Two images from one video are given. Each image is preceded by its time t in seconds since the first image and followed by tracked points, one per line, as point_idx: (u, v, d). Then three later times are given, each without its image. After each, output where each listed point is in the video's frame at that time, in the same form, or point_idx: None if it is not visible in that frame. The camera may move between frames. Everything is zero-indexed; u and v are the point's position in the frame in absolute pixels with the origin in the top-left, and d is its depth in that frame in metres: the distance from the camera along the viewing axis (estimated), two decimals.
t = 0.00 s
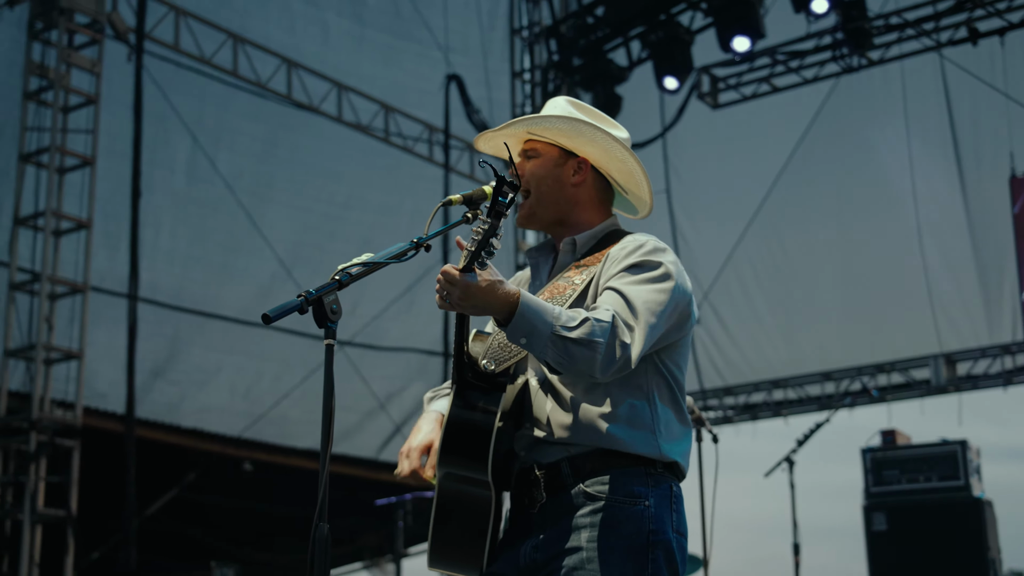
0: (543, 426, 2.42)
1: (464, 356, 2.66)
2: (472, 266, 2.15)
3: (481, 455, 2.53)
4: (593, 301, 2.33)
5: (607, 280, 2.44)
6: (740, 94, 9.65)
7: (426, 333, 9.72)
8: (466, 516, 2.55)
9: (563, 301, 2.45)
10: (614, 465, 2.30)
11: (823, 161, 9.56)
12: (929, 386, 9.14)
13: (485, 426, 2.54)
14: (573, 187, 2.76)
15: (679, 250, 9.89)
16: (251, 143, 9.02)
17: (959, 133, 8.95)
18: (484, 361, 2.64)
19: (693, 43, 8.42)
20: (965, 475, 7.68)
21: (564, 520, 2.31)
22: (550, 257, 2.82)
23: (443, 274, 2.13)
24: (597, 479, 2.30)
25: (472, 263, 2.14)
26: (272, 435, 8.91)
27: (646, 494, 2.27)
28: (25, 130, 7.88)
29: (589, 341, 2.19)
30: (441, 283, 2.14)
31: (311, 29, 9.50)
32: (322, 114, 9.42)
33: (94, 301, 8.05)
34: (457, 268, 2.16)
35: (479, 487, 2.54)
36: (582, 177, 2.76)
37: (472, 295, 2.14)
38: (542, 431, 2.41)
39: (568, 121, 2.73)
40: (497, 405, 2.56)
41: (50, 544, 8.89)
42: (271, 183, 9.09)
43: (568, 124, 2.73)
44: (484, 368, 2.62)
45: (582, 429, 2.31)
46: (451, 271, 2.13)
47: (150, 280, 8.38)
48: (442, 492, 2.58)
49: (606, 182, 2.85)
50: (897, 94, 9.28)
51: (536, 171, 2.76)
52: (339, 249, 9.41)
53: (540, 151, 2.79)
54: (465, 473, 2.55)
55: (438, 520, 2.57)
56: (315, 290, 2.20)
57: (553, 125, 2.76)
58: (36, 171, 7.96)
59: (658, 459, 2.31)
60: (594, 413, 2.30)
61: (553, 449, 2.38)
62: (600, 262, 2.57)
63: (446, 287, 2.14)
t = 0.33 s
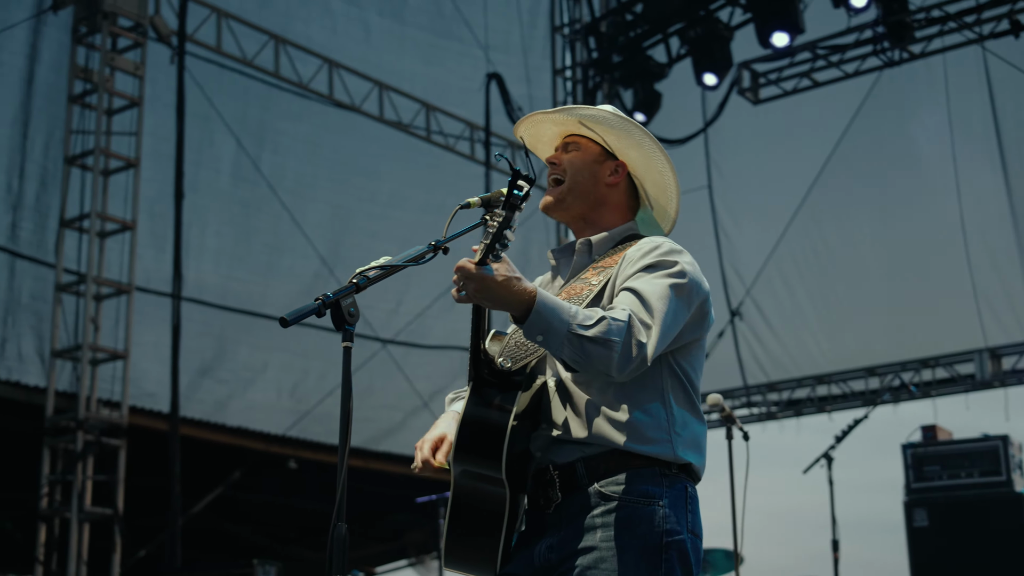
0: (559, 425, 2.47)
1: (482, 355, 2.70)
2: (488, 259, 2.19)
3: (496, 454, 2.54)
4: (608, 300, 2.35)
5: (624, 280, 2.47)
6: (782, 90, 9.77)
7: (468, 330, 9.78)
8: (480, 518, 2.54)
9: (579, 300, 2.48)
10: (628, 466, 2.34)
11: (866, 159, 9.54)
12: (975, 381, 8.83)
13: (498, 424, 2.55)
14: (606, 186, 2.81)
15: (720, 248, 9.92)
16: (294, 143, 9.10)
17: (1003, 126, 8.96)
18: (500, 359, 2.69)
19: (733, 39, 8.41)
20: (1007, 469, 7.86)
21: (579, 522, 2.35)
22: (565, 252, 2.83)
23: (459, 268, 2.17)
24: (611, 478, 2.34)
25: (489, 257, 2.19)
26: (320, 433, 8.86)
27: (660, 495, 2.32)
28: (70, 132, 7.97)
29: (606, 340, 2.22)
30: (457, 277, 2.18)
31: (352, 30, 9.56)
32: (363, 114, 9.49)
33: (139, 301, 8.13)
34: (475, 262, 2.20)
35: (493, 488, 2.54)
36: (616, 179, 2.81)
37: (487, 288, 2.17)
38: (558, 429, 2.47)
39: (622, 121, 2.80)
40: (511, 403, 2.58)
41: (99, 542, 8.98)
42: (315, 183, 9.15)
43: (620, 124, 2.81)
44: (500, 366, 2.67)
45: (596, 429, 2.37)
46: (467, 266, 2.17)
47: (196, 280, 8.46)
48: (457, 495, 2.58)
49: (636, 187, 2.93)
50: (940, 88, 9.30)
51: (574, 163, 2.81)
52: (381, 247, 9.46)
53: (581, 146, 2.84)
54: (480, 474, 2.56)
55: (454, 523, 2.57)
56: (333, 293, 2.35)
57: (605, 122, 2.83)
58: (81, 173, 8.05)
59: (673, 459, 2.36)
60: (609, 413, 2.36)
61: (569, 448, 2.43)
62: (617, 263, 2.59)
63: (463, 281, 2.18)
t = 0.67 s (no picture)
0: (581, 422, 2.48)
1: (510, 349, 2.67)
2: (528, 252, 2.22)
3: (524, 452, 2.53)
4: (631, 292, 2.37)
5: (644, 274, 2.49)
6: (821, 84, 9.67)
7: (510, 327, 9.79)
8: (500, 512, 2.53)
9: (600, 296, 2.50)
10: (652, 463, 2.36)
11: (905, 153, 9.47)
12: (1018, 375, 8.81)
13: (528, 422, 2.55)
14: (613, 187, 2.80)
15: (763, 249, 9.98)
16: (334, 142, 9.14)
17: None
18: (528, 353, 2.66)
19: (770, 33, 8.37)
20: None
21: (602, 520, 2.38)
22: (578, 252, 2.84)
23: (498, 258, 2.21)
24: (635, 475, 2.37)
25: (529, 249, 2.21)
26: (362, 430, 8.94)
27: (684, 491, 2.34)
28: (112, 134, 8.04)
29: (638, 330, 2.24)
30: (496, 267, 2.21)
31: (391, 30, 9.60)
32: (403, 112, 9.52)
33: (183, 300, 8.20)
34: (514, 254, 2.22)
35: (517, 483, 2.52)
36: (621, 178, 2.81)
37: (525, 280, 2.20)
38: (580, 425, 2.48)
39: (618, 122, 2.77)
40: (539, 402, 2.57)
41: (144, 539, 9.07)
42: (356, 181, 9.19)
43: (617, 126, 2.77)
44: (529, 360, 2.63)
45: (621, 424, 2.39)
46: (506, 254, 2.21)
47: (239, 279, 8.53)
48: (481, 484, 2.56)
49: (638, 181, 2.90)
50: (980, 81, 9.22)
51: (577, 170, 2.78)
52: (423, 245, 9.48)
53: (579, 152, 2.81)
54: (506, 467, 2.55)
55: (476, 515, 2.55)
56: (350, 292, 2.43)
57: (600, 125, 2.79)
58: (123, 175, 8.12)
59: (695, 455, 2.38)
60: (632, 409, 2.39)
61: (591, 444, 2.44)
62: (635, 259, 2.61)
63: (502, 271, 2.21)
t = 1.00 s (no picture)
0: (601, 419, 2.48)
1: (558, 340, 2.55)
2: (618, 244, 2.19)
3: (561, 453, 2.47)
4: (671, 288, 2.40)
5: (665, 277, 2.55)
6: (854, 78, 9.60)
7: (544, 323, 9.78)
8: (516, 507, 2.56)
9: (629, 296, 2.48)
10: (664, 462, 2.41)
11: (941, 146, 9.42)
12: None
13: (574, 418, 2.45)
14: (615, 192, 2.83)
15: (797, 249, 9.99)
16: (367, 141, 9.18)
17: None
18: (576, 347, 2.53)
19: (802, 27, 8.31)
20: None
21: (617, 516, 2.40)
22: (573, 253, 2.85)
23: (595, 247, 2.15)
24: (649, 473, 2.40)
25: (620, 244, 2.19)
26: (396, 429, 8.96)
27: (695, 490, 2.39)
28: (147, 135, 8.10)
29: (699, 330, 2.31)
30: (592, 257, 2.15)
31: (422, 29, 9.63)
32: (435, 111, 9.54)
33: (217, 300, 8.25)
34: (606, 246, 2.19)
35: (539, 481, 2.52)
36: (623, 184, 2.84)
37: (616, 273, 2.17)
38: (601, 423, 2.47)
39: (628, 127, 2.80)
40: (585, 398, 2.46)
41: (181, 536, 9.13)
42: (391, 180, 9.21)
43: (626, 131, 2.81)
44: (576, 354, 2.51)
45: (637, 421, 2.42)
46: (604, 246, 2.15)
47: (274, 278, 8.57)
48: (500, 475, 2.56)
49: (639, 186, 2.94)
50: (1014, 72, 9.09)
51: (584, 171, 2.83)
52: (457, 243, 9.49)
53: (586, 153, 2.86)
54: (528, 461, 2.53)
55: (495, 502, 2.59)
56: (359, 293, 2.45)
57: (610, 127, 2.83)
58: (157, 176, 8.18)
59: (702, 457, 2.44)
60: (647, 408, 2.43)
61: (606, 440, 2.47)
62: (650, 262, 2.65)
63: (594, 262, 2.16)
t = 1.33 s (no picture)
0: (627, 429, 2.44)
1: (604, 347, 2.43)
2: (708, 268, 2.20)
3: (583, 461, 2.41)
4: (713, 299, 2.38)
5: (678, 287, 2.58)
6: (880, 74, 9.55)
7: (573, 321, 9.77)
8: (520, 509, 2.54)
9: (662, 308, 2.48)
10: (666, 470, 2.44)
11: (970, 143, 9.37)
12: None
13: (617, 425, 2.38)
14: (618, 194, 2.86)
15: (826, 247, 9.98)
16: (394, 140, 9.20)
17: None
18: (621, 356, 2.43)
19: (827, 24, 8.28)
20: None
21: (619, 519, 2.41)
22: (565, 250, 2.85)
23: (686, 271, 2.15)
24: (650, 480, 2.42)
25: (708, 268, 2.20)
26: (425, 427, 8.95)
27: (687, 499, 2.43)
28: (174, 136, 8.15)
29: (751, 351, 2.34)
30: (681, 280, 2.16)
31: (447, 29, 9.64)
32: (461, 109, 9.55)
33: (244, 300, 8.28)
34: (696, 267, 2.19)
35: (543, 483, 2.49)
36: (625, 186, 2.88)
37: (700, 298, 2.19)
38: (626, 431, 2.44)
39: (638, 132, 2.83)
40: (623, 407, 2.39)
41: (210, 534, 9.18)
42: (419, 178, 9.21)
43: (636, 135, 2.84)
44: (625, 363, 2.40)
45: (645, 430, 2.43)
46: (695, 270, 2.15)
47: (303, 277, 8.59)
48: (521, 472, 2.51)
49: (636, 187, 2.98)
50: None
51: (592, 171, 2.85)
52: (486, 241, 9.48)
53: (594, 154, 2.87)
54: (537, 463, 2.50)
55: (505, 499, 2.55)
56: (365, 294, 2.48)
57: (620, 131, 2.85)
58: (184, 177, 8.22)
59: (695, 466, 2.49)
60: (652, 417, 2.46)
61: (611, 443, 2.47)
62: (660, 268, 2.67)
63: (681, 285, 2.17)
